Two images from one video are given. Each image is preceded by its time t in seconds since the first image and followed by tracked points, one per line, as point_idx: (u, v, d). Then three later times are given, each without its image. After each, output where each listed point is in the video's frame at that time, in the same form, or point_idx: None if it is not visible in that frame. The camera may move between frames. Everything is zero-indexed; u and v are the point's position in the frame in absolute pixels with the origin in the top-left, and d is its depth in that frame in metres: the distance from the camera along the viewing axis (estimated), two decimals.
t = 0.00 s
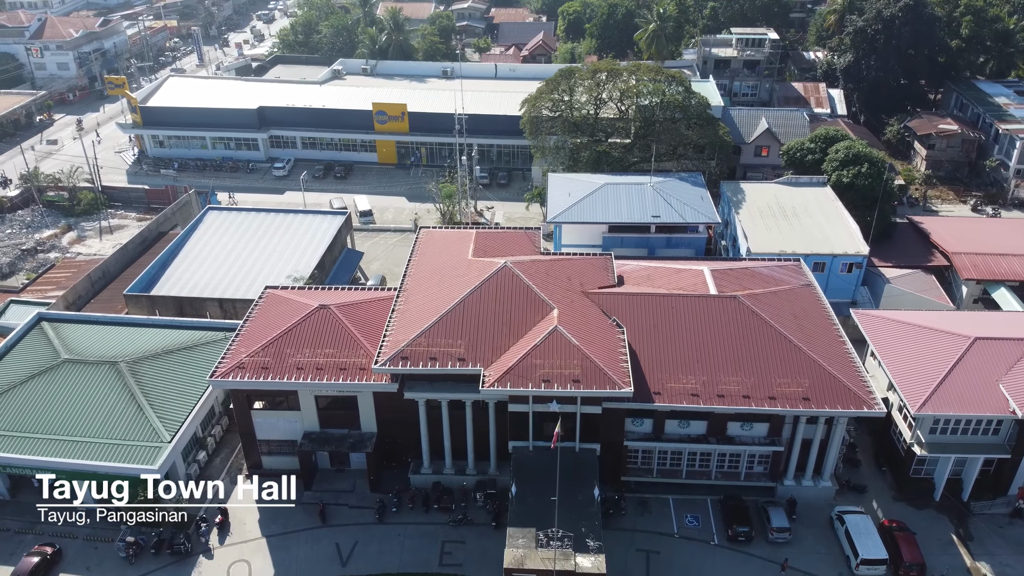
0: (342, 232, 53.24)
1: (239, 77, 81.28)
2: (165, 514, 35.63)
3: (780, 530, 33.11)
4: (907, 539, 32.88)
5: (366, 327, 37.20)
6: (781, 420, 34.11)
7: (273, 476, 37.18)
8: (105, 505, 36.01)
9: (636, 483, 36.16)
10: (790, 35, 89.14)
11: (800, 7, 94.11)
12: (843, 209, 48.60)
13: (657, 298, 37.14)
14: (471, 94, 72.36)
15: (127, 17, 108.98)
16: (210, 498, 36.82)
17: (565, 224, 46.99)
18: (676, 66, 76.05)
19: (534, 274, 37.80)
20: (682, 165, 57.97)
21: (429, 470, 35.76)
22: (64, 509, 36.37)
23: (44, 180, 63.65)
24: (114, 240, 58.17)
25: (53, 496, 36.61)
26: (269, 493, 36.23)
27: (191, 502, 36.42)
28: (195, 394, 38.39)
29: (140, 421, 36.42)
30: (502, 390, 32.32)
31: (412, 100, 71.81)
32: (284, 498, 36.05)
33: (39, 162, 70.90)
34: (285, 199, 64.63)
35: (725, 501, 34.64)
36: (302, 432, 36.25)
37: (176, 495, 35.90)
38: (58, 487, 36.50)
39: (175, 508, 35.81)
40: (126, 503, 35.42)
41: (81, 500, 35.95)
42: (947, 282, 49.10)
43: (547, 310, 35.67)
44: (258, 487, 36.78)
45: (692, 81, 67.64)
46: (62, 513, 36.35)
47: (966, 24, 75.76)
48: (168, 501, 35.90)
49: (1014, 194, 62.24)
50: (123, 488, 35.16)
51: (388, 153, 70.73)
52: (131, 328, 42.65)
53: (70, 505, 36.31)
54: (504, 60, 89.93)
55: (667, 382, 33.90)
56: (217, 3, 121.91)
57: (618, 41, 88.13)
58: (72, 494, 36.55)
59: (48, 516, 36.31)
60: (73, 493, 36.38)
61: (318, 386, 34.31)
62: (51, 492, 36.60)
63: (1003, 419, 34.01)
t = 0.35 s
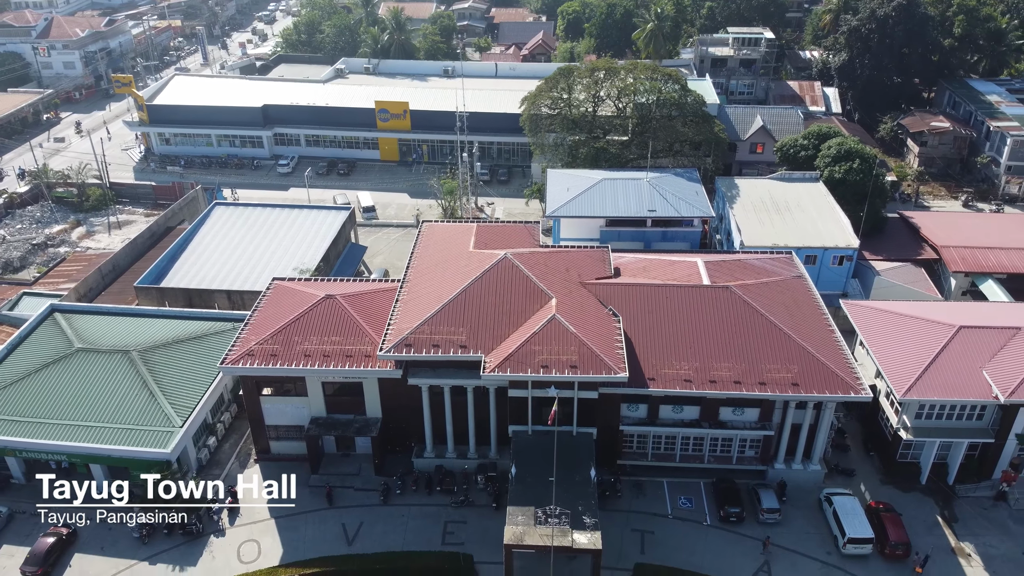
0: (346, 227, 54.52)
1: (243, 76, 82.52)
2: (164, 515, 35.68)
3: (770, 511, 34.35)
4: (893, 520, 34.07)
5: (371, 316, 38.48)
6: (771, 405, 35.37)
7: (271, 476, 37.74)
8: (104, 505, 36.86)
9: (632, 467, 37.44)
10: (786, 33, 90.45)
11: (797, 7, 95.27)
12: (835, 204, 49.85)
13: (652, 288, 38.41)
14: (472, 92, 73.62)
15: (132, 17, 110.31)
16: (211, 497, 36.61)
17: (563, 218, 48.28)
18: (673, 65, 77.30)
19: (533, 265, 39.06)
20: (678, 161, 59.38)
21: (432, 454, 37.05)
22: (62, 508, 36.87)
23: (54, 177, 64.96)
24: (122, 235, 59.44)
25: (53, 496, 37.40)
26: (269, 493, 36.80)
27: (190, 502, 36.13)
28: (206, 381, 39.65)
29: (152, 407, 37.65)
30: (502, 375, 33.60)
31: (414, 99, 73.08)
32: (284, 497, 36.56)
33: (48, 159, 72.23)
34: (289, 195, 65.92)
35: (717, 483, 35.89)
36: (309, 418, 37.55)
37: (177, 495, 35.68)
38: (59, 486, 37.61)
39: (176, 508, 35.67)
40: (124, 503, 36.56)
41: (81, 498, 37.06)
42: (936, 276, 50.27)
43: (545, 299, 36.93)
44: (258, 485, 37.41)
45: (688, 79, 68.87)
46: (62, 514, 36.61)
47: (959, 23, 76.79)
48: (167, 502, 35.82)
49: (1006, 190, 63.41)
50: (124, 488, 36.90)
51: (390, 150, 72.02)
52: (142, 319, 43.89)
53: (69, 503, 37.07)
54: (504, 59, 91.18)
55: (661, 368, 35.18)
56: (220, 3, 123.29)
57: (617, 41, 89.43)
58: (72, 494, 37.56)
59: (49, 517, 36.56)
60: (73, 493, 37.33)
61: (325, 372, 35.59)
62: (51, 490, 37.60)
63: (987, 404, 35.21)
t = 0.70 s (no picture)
0: (350, 222, 55.97)
1: (247, 75, 83.90)
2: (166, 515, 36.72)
3: (759, 492, 35.74)
4: (878, 501, 35.42)
5: (376, 306, 39.91)
6: (761, 390, 36.78)
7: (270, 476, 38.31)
8: (104, 505, 37.33)
9: (627, 451, 38.87)
10: (782, 33, 91.87)
11: (793, 7, 96.61)
12: (826, 199, 51.26)
13: (647, 279, 39.83)
14: (473, 91, 75.00)
15: (137, 17, 111.69)
16: (211, 497, 37.12)
17: (562, 213, 49.68)
18: (670, 64, 78.70)
19: (532, 256, 40.47)
20: (674, 158, 60.82)
21: (435, 438, 38.49)
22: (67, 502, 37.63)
23: (63, 173, 66.35)
24: (131, 230, 60.83)
25: (52, 496, 37.95)
26: (273, 488, 37.60)
27: (191, 501, 36.90)
28: (217, 368, 41.09)
29: (165, 393, 39.04)
30: (503, 360, 35.00)
31: (415, 97, 74.48)
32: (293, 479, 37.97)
33: (57, 156, 73.62)
34: (294, 191, 67.32)
35: (709, 466, 37.30)
36: (317, 403, 38.98)
37: (176, 495, 36.60)
38: (59, 486, 38.30)
39: (178, 508, 36.71)
40: (124, 503, 37.24)
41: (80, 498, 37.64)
42: (924, 269, 51.73)
43: (544, 289, 38.33)
44: (257, 485, 37.95)
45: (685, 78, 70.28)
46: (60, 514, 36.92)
47: (951, 23, 78.01)
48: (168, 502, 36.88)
49: (995, 186, 64.82)
50: (125, 488, 37.71)
51: (392, 148, 73.38)
52: (154, 310, 45.27)
53: (68, 503, 37.56)
54: (504, 59, 92.55)
55: (654, 354, 36.61)
56: (224, 3, 124.64)
57: (615, 40, 90.87)
58: (72, 494, 38.23)
59: (49, 518, 36.91)
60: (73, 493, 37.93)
61: (332, 359, 37.01)
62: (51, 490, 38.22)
63: (969, 389, 36.55)
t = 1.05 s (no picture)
0: (354, 216, 57.53)
1: (252, 75, 85.45)
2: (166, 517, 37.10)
3: (749, 473, 37.24)
4: (864, 482, 36.85)
5: (381, 295, 41.44)
6: (751, 376, 38.32)
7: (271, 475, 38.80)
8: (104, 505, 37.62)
9: (622, 434, 40.41)
10: (777, 33, 93.45)
11: (789, 7, 98.10)
12: (817, 194, 52.75)
13: (641, 269, 41.35)
14: (474, 89, 76.54)
15: (142, 17, 113.19)
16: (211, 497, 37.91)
17: (560, 207, 51.17)
18: (667, 64, 80.24)
19: (531, 248, 42.00)
20: (670, 155, 62.19)
21: (437, 423, 40.07)
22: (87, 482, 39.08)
23: (73, 170, 67.84)
24: (141, 225, 62.35)
25: (53, 496, 38.39)
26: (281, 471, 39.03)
27: (191, 502, 37.84)
28: (228, 356, 42.61)
29: (178, 379, 40.54)
30: (503, 347, 36.54)
31: (417, 96, 76.02)
32: (300, 463, 39.48)
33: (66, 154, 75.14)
34: (299, 188, 68.85)
35: (702, 448, 38.82)
36: (324, 389, 40.53)
37: (176, 496, 37.84)
38: (59, 486, 38.82)
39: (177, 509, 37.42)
40: (125, 503, 37.69)
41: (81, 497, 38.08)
42: (912, 261, 53.16)
43: (543, 279, 39.86)
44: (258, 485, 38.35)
45: (681, 77, 71.83)
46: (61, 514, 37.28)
47: (943, 22, 79.37)
48: (168, 502, 37.80)
49: (985, 182, 66.40)
50: (125, 487, 38.37)
51: (395, 146, 74.87)
52: (165, 301, 46.81)
53: (68, 503, 37.91)
54: (504, 58, 94.12)
55: (649, 342, 38.15)
56: (228, 3, 126.17)
57: (613, 41, 92.44)
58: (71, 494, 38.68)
59: (49, 517, 37.21)
60: (73, 492, 38.41)
61: (339, 346, 38.55)
62: (51, 491, 38.63)
63: (952, 375, 37.99)
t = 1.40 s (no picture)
0: (358, 211, 59.15)
1: (257, 74, 87.07)
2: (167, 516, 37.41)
3: (739, 454, 38.84)
4: (849, 463, 38.40)
5: (386, 285, 43.05)
6: (741, 362, 39.92)
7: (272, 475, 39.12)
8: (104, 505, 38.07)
9: (617, 419, 42.02)
10: (773, 32, 95.08)
11: (785, 7, 99.60)
12: (807, 189, 54.39)
13: (636, 260, 42.97)
14: (475, 88, 78.15)
15: (147, 17, 114.70)
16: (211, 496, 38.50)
17: (558, 202, 52.78)
18: (663, 63, 81.80)
19: (530, 240, 43.61)
20: (666, 151, 63.83)
21: (440, 407, 41.72)
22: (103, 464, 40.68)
23: (84, 166, 69.52)
24: (150, 220, 63.96)
25: (53, 496, 38.87)
26: (290, 454, 40.62)
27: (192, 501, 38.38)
28: (238, 343, 44.26)
29: (190, 365, 42.19)
30: (503, 333, 38.13)
31: (419, 94, 77.64)
32: (308, 445, 41.10)
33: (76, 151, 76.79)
34: (303, 184, 70.48)
35: (694, 431, 40.44)
36: (332, 374, 42.31)
37: (176, 495, 38.59)
38: (59, 486, 39.35)
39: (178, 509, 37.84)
40: (125, 503, 38.17)
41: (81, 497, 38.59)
42: (900, 255, 54.73)
43: (541, 269, 41.46)
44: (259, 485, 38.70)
45: (677, 76, 73.42)
46: (61, 514, 37.71)
47: (934, 22, 80.47)
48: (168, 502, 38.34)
49: (973, 178, 68.01)
50: (125, 487, 38.84)
51: (397, 143, 76.48)
52: (177, 291, 48.40)
53: (68, 503, 38.39)
54: (504, 58, 95.75)
55: (643, 329, 39.76)
56: (231, 4, 127.78)
57: (611, 40, 94.08)
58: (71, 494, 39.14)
59: (49, 517, 37.60)
60: (73, 493, 38.94)
61: (345, 333, 40.18)
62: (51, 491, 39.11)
63: (934, 361, 39.53)
